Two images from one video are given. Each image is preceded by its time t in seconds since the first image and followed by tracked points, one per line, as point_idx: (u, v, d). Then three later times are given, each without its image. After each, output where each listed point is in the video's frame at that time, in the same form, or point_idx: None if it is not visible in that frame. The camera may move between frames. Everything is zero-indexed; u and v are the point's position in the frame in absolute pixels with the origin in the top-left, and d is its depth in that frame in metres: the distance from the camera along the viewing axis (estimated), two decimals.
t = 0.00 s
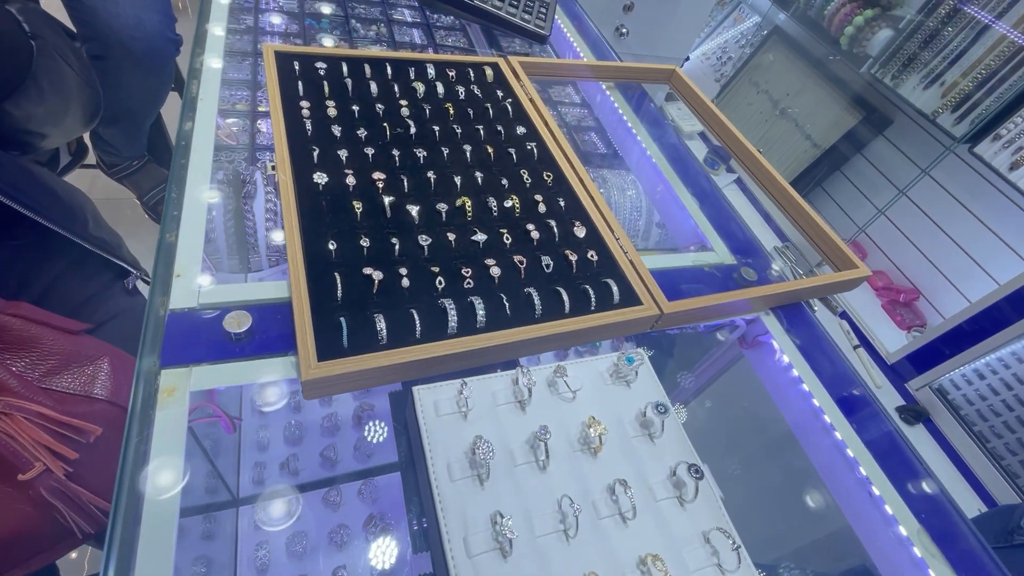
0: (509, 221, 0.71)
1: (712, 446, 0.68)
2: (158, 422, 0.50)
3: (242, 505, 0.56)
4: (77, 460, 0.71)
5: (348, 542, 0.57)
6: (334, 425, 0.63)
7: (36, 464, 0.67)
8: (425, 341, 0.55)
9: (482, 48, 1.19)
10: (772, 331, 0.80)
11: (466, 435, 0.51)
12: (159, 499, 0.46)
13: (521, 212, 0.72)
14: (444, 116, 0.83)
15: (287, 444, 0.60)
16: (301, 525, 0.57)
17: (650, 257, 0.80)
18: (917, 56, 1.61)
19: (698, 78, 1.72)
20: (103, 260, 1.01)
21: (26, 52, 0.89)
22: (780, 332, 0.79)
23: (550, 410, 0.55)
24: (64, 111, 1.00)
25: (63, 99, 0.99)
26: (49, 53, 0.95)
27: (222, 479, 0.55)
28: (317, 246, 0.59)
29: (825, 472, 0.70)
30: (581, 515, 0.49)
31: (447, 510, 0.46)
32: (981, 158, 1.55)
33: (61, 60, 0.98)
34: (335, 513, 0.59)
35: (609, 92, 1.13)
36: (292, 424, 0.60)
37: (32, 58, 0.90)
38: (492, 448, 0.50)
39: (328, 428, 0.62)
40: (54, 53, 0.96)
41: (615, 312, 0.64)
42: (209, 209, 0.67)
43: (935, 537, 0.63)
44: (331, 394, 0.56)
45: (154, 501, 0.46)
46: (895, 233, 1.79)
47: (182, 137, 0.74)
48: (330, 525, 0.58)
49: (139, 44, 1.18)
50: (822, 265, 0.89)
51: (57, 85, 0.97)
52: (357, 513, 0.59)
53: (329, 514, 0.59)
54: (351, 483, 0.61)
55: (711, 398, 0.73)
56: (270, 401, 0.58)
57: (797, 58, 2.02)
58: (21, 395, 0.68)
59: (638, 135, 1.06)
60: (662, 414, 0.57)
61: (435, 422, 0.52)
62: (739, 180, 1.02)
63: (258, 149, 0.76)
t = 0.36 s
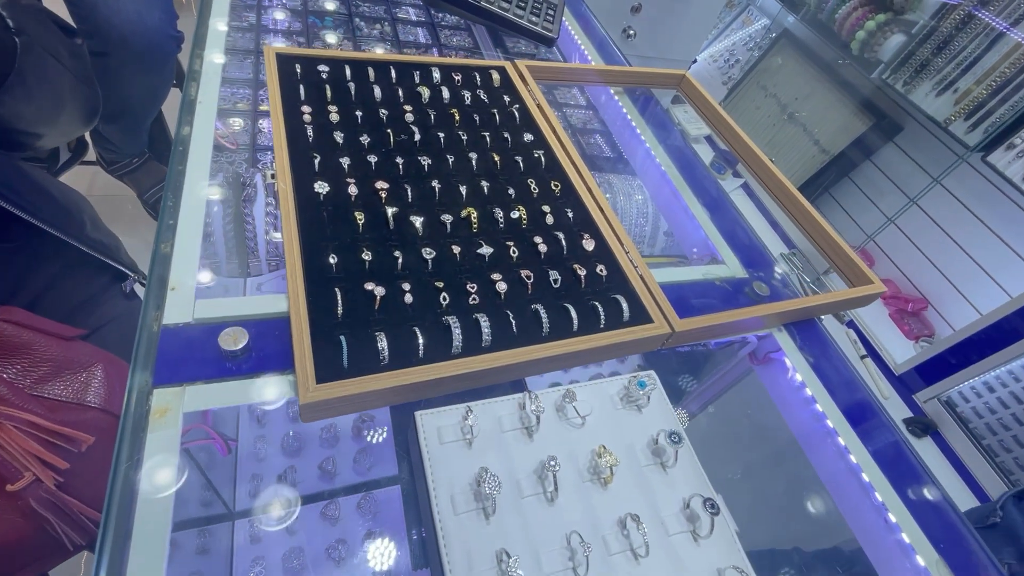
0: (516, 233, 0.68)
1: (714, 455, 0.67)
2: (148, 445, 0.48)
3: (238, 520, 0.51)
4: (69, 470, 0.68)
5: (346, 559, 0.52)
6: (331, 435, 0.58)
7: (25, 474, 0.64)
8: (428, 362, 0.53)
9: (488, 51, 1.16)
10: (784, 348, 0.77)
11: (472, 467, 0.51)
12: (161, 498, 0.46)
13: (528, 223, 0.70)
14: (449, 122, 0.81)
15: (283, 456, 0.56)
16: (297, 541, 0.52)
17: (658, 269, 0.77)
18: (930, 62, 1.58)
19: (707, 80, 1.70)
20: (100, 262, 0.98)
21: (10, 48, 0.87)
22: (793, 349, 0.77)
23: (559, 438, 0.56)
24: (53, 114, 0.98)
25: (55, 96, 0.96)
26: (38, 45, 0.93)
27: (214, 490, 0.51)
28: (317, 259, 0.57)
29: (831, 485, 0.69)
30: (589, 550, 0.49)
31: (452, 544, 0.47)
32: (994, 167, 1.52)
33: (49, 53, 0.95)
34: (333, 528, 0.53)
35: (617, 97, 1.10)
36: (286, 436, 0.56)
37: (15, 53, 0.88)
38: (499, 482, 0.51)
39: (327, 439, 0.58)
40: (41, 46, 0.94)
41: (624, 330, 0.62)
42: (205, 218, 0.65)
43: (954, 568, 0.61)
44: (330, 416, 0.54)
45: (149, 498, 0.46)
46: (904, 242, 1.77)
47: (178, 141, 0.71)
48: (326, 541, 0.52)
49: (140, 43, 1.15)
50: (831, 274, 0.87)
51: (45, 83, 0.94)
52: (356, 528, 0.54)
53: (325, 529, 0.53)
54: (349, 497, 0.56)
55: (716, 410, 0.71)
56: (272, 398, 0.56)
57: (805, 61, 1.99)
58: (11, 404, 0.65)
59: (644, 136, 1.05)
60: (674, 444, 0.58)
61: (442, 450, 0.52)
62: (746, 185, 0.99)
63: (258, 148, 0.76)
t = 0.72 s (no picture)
0: (518, 243, 0.67)
1: (717, 467, 0.64)
2: (135, 461, 0.46)
3: (233, 530, 0.51)
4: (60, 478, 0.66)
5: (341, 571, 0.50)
6: (329, 442, 0.57)
7: (15, 481, 0.63)
8: (424, 378, 0.52)
9: (495, 56, 1.14)
10: (791, 364, 0.76)
11: (467, 492, 0.50)
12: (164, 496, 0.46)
13: (529, 233, 0.69)
14: (451, 127, 0.79)
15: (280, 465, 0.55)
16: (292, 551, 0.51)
17: (663, 280, 0.76)
18: (941, 69, 1.55)
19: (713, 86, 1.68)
20: (100, 265, 0.97)
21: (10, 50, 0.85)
22: (800, 366, 0.75)
23: (558, 461, 0.54)
24: (56, 116, 0.97)
25: (56, 98, 0.95)
26: (41, 46, 0.92)
27: (208, 500, 0.50)
28: (312, 269, 0.56)
29: (835, 500, 0.67)
30: None
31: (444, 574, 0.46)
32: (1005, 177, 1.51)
33: (48, 53, 0.94)
34: (328, 539, 0.52)
35: (623, 103, 1.08)
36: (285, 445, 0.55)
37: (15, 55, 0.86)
38: (494, 508, 0.49)
39: (323, 446, 0.56)
40: (41, 47, 0.92)
41: (627, 346, 0.60)
42: (200, 226, 0.63)
43: None
44: (321, 433, 0.52)
45: (145, 494, 0.45)
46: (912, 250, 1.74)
47: (176, 144, 0.70)
48: (321, 553, 0.51)
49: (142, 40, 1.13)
50: (837, 282, 0.85)
51: (49, 87, 0.93)
52: (350, 538, 0.53)
53: (319, 540, 0.52)
54: (346, 507, 0.54)
55: (718, 422, 0.68)
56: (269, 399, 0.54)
57: (814, 66, 1.97)
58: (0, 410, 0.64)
59: (648, 141, 1.03)
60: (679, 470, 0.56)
61: (434, 474, 0.50)
62: (752, 191, 0.98)
63: (260, 149, 0.75)
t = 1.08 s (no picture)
0: (526, 266, 0.64)
1: (730, 505, 0.60)
2: (120, 501, 0.44)
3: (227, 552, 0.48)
4: (47, 501, 0.64)
5: None
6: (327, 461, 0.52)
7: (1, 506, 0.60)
8: (426, 413, 0.49)
9: (507, 69, 1.09)
10: (808, 394, 0.72)
11: (471, 542, 0.49)
12: (164, 498, 0.45)
13: (538, 254, 0.66)
14: (458, 142, 0.77)
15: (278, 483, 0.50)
16: None
17: (673, 302, 0.73)
18: (959, 83, 1.52)
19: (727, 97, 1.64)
20: (98, 276, 0.95)
21: (20, 76, 0.83)
22: (818, 396, 0.72)
23: (568, 506, 0.54)
24: (55, 134, 0.94)
25: (59, 114, 0.93)
26: (48, 60, 0.89)
27: (202, 522, 0.48)
28: (310, 293, 0.53)
29: (853, 539, 0.63)
30: None
31: None
32: None
33: (57, 73, 0.91)
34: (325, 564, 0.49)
35: (635, 115, 1.05)
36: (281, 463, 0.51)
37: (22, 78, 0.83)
38: (499, 563, 0.49)
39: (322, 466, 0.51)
40: (50, 68, 0.89)
41: (639, 378, 0.57)
42: (196, 247, 0.61)
43: None
44: (315, 471, 0.49)
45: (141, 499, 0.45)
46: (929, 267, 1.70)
47: (174, 159, 0.68)
48: None
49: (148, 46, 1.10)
50: (848, 297, 0.81)
51: (54, 102, 0.91)
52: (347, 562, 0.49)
53: (316, 567, 0.48)
54: (347, 530, 0.51)
55: (726, 449, 0.65)
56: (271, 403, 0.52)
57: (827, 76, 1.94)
58: None
59: (657, 151, 1.01)
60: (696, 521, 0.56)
61: (436, 520, 0.50)
62: (763, 202, 0.95)
63: (264, 156, 0.73)
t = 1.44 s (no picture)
0: (539, 289, 0.63)
1: (745, 540, 0.59)
2: (126, 528, 0.43)
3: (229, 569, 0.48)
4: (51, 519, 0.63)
5: None
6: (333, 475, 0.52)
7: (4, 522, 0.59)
8: (437, 443, 0.48)
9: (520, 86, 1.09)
10: (824, 422, 0.71)
11: None
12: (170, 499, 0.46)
13: (550, 275, 0.65)
14: (470, 159, 0.76)
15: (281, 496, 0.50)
16: None
17: (685, 325, 0.72)
18: (976, 99, 1.50)
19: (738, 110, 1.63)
20: (107, 284, 0.95)
21: (30, 105, 0.83)
22: (834, 424, 0.71)
23: (581, 543, 0.52)
24: (55, 154, 0.94)
25: (65, 137, 0.93)
26: (61, 85, 0.89)
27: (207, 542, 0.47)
28: (321, 317, 0.53)
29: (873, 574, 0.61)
30: None
31: None
32: None
33: (68, 97, 0.91)
34: None
35: (647, 130, 1.04)
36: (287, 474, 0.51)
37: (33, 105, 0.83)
38: None
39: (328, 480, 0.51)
40: (61, 92, 0.89)
41: (654, 408, 0.56)
42: (206, 266, 0.61)
43: None
44: (327, 500, 0.48)
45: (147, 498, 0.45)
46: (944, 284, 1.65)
47: (186, 174, 0.67)
48: None
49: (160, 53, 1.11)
50: (860, 314, 0.80)
51: (63, 125, 0.91)
52: None
53: None
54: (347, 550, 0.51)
55: (738, 474, 0.64)
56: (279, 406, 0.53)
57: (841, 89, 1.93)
58: None
59: (667, 162, 1.01)
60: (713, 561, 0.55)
61: (446, 557, 0.49)
62: (774, 216, 0.94)
63: (274, 165, 0.77)
